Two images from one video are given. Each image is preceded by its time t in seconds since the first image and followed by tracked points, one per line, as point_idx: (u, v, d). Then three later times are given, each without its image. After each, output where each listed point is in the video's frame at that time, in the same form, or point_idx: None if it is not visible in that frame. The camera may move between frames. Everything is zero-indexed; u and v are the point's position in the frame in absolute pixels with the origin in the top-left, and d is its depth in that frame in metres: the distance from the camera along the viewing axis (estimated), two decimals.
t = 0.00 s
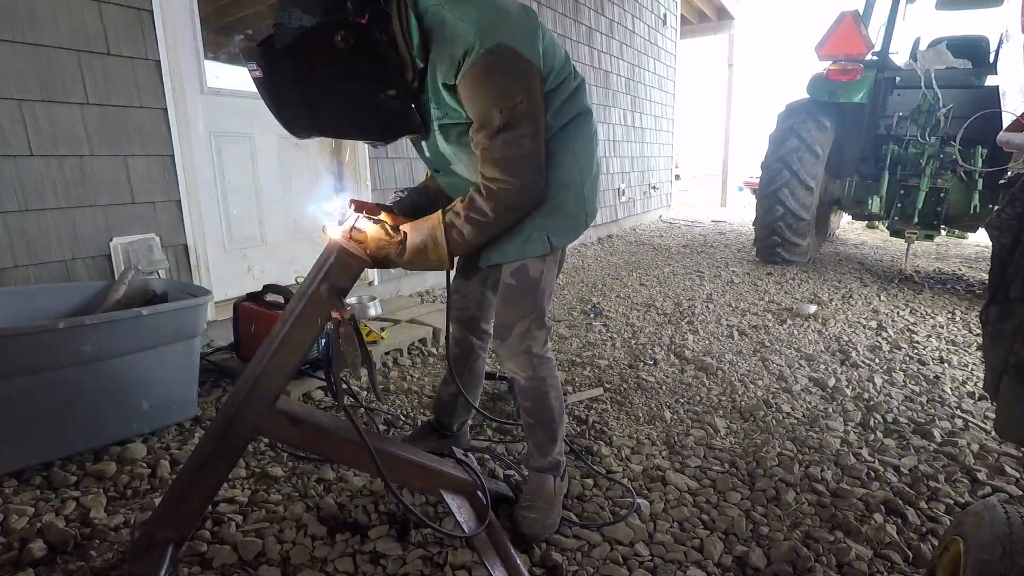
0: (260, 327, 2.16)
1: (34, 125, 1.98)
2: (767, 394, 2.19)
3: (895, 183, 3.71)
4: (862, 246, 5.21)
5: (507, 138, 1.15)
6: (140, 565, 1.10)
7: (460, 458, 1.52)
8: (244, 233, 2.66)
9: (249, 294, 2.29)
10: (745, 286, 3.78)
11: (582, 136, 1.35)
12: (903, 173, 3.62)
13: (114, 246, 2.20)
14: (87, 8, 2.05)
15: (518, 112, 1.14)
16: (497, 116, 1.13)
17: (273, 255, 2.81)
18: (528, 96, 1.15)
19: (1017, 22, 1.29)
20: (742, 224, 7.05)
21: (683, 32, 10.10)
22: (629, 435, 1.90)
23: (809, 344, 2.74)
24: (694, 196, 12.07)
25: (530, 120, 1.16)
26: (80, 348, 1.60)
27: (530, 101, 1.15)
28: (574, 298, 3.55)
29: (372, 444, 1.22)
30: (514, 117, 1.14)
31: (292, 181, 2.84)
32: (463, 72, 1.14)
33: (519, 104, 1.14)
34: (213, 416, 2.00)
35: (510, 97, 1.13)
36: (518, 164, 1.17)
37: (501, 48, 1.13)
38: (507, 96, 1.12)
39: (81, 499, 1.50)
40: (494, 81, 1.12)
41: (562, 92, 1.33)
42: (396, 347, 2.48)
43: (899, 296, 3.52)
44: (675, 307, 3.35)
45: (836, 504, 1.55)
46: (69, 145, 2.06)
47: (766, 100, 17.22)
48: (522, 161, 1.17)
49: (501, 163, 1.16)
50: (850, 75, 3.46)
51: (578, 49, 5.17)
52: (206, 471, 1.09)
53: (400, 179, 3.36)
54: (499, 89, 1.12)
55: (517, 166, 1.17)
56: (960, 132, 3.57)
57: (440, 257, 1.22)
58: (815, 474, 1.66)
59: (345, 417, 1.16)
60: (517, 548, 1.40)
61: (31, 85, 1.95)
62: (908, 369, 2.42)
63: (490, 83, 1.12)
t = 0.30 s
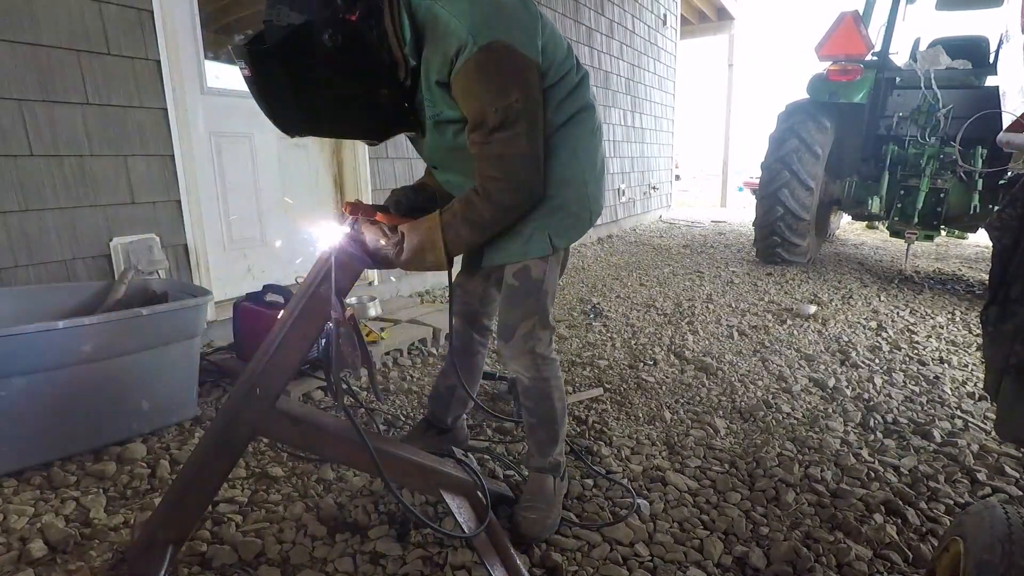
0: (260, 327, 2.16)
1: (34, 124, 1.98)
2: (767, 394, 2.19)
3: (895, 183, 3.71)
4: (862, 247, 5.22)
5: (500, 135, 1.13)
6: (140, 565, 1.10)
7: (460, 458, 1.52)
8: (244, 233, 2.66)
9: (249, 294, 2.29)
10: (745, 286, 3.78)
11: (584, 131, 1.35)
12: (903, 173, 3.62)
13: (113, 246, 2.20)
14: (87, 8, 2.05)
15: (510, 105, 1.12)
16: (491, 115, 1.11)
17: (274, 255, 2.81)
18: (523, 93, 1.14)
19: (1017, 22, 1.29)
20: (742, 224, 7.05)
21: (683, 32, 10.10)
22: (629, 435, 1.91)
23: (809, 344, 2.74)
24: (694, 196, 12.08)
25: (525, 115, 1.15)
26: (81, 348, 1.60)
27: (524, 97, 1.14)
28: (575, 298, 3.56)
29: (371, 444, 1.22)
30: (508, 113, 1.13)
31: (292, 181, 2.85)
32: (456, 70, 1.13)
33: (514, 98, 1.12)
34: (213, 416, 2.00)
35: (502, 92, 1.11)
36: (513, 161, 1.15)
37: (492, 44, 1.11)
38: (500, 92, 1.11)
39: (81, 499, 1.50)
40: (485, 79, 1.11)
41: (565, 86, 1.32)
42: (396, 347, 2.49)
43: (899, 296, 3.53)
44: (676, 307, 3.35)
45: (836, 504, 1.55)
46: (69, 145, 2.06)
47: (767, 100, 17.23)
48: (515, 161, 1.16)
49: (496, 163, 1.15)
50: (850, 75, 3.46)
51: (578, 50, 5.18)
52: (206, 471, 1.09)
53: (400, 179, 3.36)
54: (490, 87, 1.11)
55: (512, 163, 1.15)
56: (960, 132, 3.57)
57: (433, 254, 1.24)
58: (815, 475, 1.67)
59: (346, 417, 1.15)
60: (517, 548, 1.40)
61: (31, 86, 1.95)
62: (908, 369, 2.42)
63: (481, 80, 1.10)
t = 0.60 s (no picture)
0: (260, 326, 2.16)
1: (34, 125, 1.98)
2: (767, 394, 2.19)
3: (895, 183, 3.71)
4: (862, 246, 5.22)
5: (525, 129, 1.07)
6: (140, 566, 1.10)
7: (459, 458, 1.52)
8: (244, 233, 2.66)
9: (249, 294, 2.29)
10: (745, 286, 3.78)
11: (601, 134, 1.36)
12: (903, 173, 3.63)
13: (114, 246, 2.20)
14: (87, 8, 2.05)
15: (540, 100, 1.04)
16: (520, 99, 1.02)
17: (274, 255, 2.81)
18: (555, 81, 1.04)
19: (1017, 22, 1.29)
20: (742, 224, 7.05)
21: (683, 32, 10.10)
22: (629, 435, 1.91)
23: (809, 344, 2.74)
24: (694, 196, 12.08)
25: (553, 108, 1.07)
26: (81, 348, 1.60)
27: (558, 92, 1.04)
28: (575, 298, 3.56)
29: (372, 443, 1.22)
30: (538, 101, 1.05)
31: (292, 181, 2.85)
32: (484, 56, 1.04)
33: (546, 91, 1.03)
34: (213, 416, 1.99)
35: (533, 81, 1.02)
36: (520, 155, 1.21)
37: (524, 27, 1.03)
38: (529, 85, 1.01)
39: (81, 499, 1.51)
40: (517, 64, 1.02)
41: (584, 85, 1.34)
42: (396, 347, 2.49)
43: (899, 296, 3.52)
44: (676, 307, 3.35)
45: (836, 504, 1.55)
46: (69, 145, 2.06)
47: (766, 100, 17.24)
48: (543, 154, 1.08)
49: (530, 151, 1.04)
50: (850, 75, 3.46)
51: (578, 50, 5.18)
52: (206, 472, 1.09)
53: (400, 179, 3.35)
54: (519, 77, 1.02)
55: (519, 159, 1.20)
56: (960, 132, 3.57)
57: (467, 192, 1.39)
58: (815, 474, 1.66)
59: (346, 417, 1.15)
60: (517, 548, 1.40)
61: (31, 86, 1.95)
62: (908, 369, 2.42)
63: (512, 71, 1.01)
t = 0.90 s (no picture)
0: (260, 326, 2.16)
1: (33, 125, 1.98)
2: (767, 394, 2.19)
3: (895, 183, 3.71)
4: (862, 246, 5.22)
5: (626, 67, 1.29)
6: (140, 564, 1.11)
7: (459, 458, 1.52)
8: (243, 233, 2.66)
9: (249, 293, 2.29)
10: (745, 286, 3.78)
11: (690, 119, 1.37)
12: (903, 173, 3.63)
13: (113, 246, 2.19)
14: (87, 8, 2.05)
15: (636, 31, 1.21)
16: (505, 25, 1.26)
17: (273, 255, 2.82)
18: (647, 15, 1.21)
19: (1017, 22, 1.29)
20: (741, 224, 7.06)
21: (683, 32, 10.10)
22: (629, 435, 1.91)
23: (809, 344, 2.74)
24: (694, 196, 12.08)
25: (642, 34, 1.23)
26: (81, 348, 1.59)
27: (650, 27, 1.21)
28: (575, 298, 3.55)
29: (371, 443, 1.23)
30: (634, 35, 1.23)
31: (292, 180, 2.84)
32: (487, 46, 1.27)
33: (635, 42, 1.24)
34: (212, 416, 1.99)
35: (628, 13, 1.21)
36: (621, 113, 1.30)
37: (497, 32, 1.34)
38: None
39: (81, 498, 1.51)
40: None
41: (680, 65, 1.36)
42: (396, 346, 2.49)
43: (898, 296, 3.52)
44: (675, 307, 3.35)
45: (836, 504, 1.55)
46: (69, 145, 2.06)
47: (766, 100, 17.25)
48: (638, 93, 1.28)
49: None
50: (850, 75, 3.45)
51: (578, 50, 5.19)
52: (206, 472, 1.09)
53: (400, 179, 3.35)
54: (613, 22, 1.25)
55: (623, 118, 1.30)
56: (960, 132, 3.57)
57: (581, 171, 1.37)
58: (815, 475, 1.66)
59: (346, 418, 1.15)
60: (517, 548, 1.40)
61: (31, 86, 1.95)
62: (908, 369, 2.42)
63: None
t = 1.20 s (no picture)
0: (260, 326, 2.15)
1: (33, 125, 1.98)
2: (767, 394, 2.19)
3: (895, 183, 3.71)
4: (862, 246, 5.22)
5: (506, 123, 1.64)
6: (140, 565, 1.11)
7: (459, 458, 1.51)
8: (244, 233, 2.66)
9: (249, 293, 2.29)
10: (745, 286, 3.78)
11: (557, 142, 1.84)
12: (903, 173, 3.63)
13: (113, 246, 2.19)
14: (87, 7, 2.05)
15: (522, 101, 1.60)
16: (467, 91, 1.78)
17: (273, 255, 2.81)
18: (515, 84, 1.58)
19: (1017, 23, 1.29)
20: (741, 224, 7.05)
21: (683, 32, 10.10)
22: (629, 435, 1.91)
23: (809, 344, 2.74)
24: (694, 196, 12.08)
25: (513, 114, 1.62)
26: (81, 348, 1.59)
27: (526, 97, 1.60)
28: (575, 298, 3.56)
29: (371, 443, 1.23)
30: (504, 100, 1.60)
31: (292, 180, 2.85)
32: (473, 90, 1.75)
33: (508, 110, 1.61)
34: (212, 416, 1.99)
35: (506, 90, 1.58)
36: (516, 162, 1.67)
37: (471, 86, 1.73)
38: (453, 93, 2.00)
39: (81, 498, 1.51)
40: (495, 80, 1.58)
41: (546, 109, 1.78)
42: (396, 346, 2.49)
43: (899, 296, 3.52)
44: (675, 307, 3.35)
45: (836, 504, 1.55)
46: (69, 145, 2.06)
47: (765, 100, 17.25)
48: (521, 142, 1.65)
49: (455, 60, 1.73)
50: (850, 75, 3.44)
51: (578, 50, 5.20)
52: (206, 472, 1.09)
53: (400, 179, 3.35)
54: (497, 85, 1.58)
55: (525, 162, 1.67)
56: (960, 132, 3.57)
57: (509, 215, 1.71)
58: (815, 475, 1.66)
59: (346, 418, 1.15)
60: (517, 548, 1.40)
61: (31, 86, 1.95)
62: (908, 369, 2.42)
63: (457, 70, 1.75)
